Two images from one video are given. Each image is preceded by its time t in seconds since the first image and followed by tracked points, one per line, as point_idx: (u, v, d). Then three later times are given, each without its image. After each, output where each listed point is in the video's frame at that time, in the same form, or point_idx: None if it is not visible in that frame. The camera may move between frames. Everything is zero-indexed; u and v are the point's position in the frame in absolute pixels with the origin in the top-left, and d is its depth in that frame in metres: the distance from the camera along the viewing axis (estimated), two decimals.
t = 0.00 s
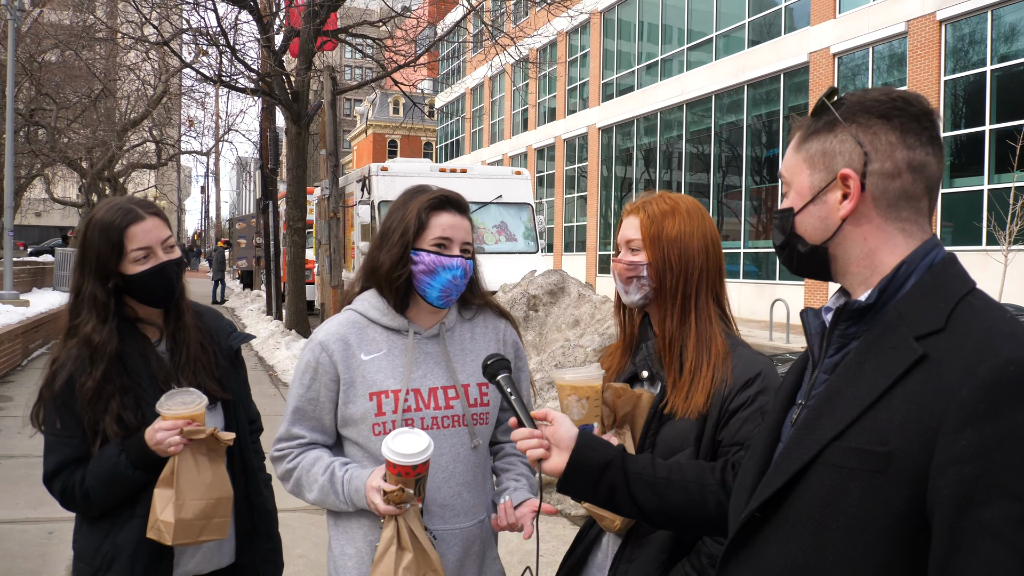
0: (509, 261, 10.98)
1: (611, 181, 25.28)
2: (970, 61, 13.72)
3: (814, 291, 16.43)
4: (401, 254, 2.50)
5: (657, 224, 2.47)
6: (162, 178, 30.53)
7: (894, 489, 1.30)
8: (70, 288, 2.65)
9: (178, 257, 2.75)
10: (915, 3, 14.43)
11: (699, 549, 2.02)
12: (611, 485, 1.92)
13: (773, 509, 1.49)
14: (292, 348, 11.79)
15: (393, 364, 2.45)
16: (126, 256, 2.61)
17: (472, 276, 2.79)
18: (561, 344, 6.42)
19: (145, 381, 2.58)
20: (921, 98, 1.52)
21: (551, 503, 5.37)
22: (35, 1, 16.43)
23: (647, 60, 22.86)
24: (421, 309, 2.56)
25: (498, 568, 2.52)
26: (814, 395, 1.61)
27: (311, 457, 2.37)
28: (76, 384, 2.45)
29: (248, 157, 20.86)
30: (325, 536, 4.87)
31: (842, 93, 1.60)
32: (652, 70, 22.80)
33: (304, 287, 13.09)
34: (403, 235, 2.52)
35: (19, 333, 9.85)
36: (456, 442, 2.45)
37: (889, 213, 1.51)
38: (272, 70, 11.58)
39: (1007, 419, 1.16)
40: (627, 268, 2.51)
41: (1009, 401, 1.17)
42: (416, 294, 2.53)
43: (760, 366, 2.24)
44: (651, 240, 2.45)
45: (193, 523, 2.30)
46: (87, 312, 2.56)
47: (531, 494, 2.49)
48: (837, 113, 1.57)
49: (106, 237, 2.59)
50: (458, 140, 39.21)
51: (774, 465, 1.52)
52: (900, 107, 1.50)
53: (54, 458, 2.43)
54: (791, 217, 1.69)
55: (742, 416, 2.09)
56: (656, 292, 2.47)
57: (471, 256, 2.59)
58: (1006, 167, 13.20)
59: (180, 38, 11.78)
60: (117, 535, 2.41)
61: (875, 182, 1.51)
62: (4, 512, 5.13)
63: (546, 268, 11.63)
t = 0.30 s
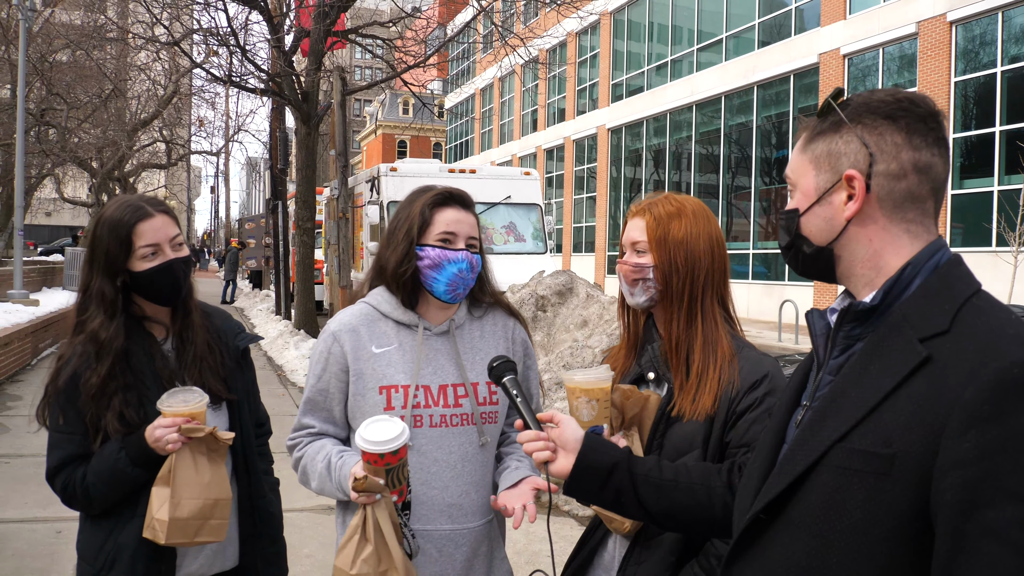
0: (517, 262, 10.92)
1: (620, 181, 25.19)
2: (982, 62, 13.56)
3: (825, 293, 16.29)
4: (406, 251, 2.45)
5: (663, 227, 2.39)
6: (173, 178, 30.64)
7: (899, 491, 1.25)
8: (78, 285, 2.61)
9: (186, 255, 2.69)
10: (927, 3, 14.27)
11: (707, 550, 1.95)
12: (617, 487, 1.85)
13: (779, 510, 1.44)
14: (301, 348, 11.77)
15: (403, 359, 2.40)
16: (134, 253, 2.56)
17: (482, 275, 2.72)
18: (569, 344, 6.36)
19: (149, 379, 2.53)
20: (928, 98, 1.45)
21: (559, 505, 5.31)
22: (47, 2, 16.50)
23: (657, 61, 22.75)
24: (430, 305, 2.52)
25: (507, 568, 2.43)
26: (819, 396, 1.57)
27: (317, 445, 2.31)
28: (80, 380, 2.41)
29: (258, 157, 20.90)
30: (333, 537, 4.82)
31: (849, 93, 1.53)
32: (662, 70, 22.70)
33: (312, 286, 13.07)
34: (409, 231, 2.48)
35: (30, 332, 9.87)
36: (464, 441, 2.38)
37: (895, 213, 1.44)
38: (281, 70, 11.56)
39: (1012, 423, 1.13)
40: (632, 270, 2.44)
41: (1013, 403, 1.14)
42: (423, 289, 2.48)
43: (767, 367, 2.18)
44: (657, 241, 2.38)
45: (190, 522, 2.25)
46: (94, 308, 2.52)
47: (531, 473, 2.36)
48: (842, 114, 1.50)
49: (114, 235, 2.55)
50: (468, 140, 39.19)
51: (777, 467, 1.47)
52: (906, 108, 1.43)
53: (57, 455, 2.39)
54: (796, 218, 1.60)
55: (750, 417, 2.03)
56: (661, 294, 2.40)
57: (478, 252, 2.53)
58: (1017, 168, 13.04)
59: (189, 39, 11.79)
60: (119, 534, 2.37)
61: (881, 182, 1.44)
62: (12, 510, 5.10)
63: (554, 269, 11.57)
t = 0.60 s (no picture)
0: (516, 262, 10.92)
1: (620, 182, 25.20)
2: (981, 62, 13.56)
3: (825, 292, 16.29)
4: (402, 253, 2.48)
5: (659, 224, 2.39)
6: (173, 178, 30.65)
7: (896, 492, 1.26)
8: (76, 283, 2.62)
9: (184, 256, 2.70)
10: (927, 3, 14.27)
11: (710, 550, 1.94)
12: (617, 488, 1.85)
13: (777, 510, 1.44)
14: (301, 349, 11.77)
15: (407, 359, 2.42)
16: (132, 253, 2.57)
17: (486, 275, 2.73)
18: (569, 344, 6.36)
19: (142, 380, 2.54)
20: (927, 99, 1.45)
21: (559, 505, 5.32)
22: (47, 2, 16.51)
23: (657, 61, 22.74)
24: (433, 306, 2.53)
25: (509, 569, 2.43)
26: (817, 396, 1.57)
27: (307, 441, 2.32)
28: (74, 380, 2.42)
29: (258, 157, 20.91)
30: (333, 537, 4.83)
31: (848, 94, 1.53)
32: (662, 70, 22.70)
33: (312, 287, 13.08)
34: (405, 234, 2.50)
35: (30, 333, 9.88)
36: (468, 441, 2.39)
37: (892, 214, 1.44)
38: (281, 70, 11.56)
39: (1008, 423, 1.14)
40: (629, 268, 2.44)
41: (1011, 403, 1.14)
42: (421, 290, 2.49)
43: (767, 365, 2.17)
44: (653, 239, 2.38)
45: (180, 524, 2.25)
46: (91, 307, 2.52)
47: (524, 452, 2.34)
48: (840, 114, 1.51)
49: (112, 235, 2.55)
50: (468, 140, 39.19)
51: (776, 466, 1.48)
52: (903, 109, 1.44)
53: (49, 454, 2.40)
54: (795, 218, 1.61)
55: (751, 416, 2.03)
56: (658, 292, 2.40)
57: (476, 253, 2.52)
58: (1017, 168, 13.03)
59: (189, 39, 11.80)
60: (111, 535, 2.37)
61: (878, 183, 1.44)
62: (12, 511, 5.11)
63: (555, 269, 11.58)
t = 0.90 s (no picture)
0: (518, 262, 10.92)
1: (622, 182, 25.21)
2: (982, 63, 13.55)
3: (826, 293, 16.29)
4: (402, 256, 2.49)
5: (664, 224, 2.39)
6: (175, 179, 30.67)
7: (895, 491, 1.25)
8: (77, 281, 2.61)
9: (187, 255, 2.70)
10: (928, 4, 14.26)
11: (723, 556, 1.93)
12: (619, 489, 1.85)
13: (778, 509, 1.44)
14: (302, 350, 11.78)
15: (416, 356, 2.41)
16: (135, 252, 2.57)
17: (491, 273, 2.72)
18: (570, 345, 6.35)
19: (141, 380, 2.54)
20: (928, 98, 1.45)
21: (560, 505, 5.32)
22: (48, 4, 16.52)
23: (658, 61, 22.73)
24: (442, 304, 2.52)
25: (512, 569, 2.44)
26: (817, 396, 1.57)
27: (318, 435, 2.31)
28: (74, 378, 2.42)
29: (259, 158, 20.90)
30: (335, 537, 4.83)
31: (848, 94, 1.53)
32: (663, 71, 22.70)
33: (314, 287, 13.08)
34: (401, 238, 2.52)
35: (32, 334, 9.89)
36: (476, 441, 2.38)
37: (894, 214, 1.44)
38: (282, 71, 11.55)
39: (1010, 421, 1.13)
40: (634, 268, 2.44)
41: (1012, 400, 1.14)
42: (426, 290, 2.48)
43: (777, 366, 2.17)
44: (659, 240, 2.38)
45: (179, 524, 2.25)
46: (93, 305, 2.53)
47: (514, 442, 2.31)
48: (842, 114, 1.50)
49: (115, 233, 2.55)
50: (469, 141, 39.20)
51: (777, 465, 1.47)
52: (905, 108, 1.43)
53: (48, 453, 2.40)
54: (796, 219, 1.61)
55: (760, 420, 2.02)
56: (664, 292, 2.40)
57: (476, 245, 2.52)
58: (1018, 168, 13.03)
59: (191, 40, 11.79)
60: (109, 536, 2.38)
61: (879, 183, 1.44)
62: (14, 511, 5.11)
63: (556, 270, 11.58)
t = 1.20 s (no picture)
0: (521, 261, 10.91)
1: (624, 180, 25.19)
2: (985, 61, 13.51)
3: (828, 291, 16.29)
4: (429, 251, 2.43)
5: (673, 220, 2.39)
6: (176, 176, 30.68)
7: (899, 489, 1.25)
8: (80, 277, 2.62)
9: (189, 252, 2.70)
10: (931, 2, 14.22)
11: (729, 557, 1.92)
12: (623, 486, 1.84)
13: (781, 507, 1.43)
14: (304, 347, 11.79)
15: (421, 353, 2.41)
16: (139, 248, 2.57)
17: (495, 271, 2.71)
18: (571, 343, 6.35)
19: (143, 377, 2.54)
20: (933, 95, 1.44)
21: (561, 502, 5.32)
22: (50, 0, 16.50)
23: (660, 59, 22.69)
24: (453, 303, 2.52)
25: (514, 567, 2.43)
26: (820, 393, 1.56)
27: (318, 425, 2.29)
28: (77, 375, 2.42)
29: (261, 155, 20.90)
30: (336, 535, 4.83)
31: (852, 91, 1.52)
32: (665, 69, 22.67)
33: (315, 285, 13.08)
34: (427, 233, 2.45)
35: (33, 331, 9.90)
36: (481, 438, 2.38)
37: (898, 211, 1.43)
38: (284, 69, 11.53)
39: (1014, 418, 1.13)
40: (642, 265, 2.43)
41: (1015, 399, 1.13)
42: (444, 288, 2.47)
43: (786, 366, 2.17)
44: (667, 238, 2.38)
45: (183, 519, 2.26)
46: (96, 301, 2.53)
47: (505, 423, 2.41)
48: (845, 111, 1.50)
49: (118, 230, 2.55)
50: (470, 139, 39.18)
51: (780, 462, 1.47)
52: (909, 105, 1.42)
53: (49, 450, 2.39)
54: (799, 216, 1.60)
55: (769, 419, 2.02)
56: (672, 290, 2.39)
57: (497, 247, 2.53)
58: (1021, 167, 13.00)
59: (193, 37, 11.78)
60: (111, 532, 2.37)
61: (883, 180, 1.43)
62: (16, 508, 5.12)
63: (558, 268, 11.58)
